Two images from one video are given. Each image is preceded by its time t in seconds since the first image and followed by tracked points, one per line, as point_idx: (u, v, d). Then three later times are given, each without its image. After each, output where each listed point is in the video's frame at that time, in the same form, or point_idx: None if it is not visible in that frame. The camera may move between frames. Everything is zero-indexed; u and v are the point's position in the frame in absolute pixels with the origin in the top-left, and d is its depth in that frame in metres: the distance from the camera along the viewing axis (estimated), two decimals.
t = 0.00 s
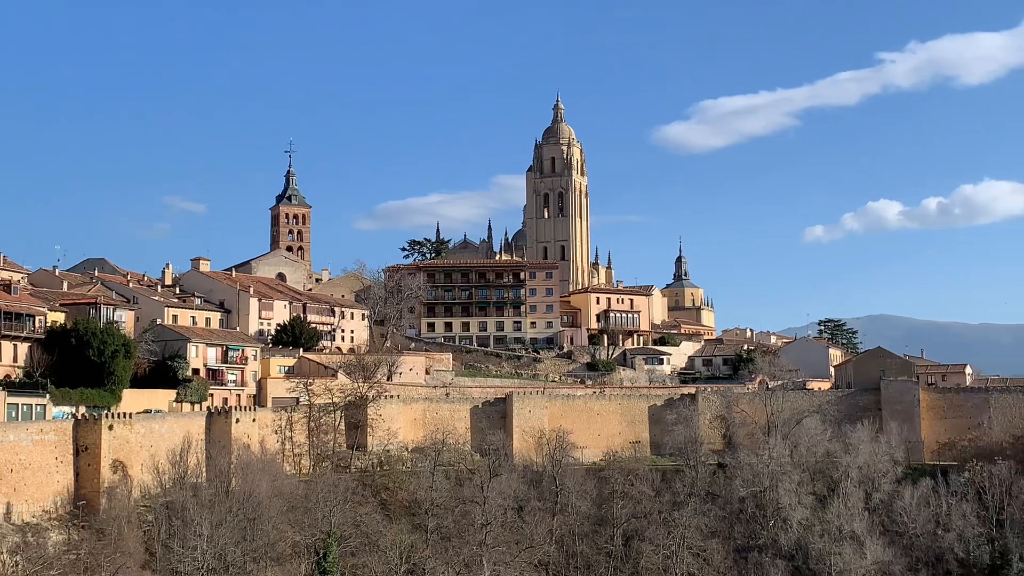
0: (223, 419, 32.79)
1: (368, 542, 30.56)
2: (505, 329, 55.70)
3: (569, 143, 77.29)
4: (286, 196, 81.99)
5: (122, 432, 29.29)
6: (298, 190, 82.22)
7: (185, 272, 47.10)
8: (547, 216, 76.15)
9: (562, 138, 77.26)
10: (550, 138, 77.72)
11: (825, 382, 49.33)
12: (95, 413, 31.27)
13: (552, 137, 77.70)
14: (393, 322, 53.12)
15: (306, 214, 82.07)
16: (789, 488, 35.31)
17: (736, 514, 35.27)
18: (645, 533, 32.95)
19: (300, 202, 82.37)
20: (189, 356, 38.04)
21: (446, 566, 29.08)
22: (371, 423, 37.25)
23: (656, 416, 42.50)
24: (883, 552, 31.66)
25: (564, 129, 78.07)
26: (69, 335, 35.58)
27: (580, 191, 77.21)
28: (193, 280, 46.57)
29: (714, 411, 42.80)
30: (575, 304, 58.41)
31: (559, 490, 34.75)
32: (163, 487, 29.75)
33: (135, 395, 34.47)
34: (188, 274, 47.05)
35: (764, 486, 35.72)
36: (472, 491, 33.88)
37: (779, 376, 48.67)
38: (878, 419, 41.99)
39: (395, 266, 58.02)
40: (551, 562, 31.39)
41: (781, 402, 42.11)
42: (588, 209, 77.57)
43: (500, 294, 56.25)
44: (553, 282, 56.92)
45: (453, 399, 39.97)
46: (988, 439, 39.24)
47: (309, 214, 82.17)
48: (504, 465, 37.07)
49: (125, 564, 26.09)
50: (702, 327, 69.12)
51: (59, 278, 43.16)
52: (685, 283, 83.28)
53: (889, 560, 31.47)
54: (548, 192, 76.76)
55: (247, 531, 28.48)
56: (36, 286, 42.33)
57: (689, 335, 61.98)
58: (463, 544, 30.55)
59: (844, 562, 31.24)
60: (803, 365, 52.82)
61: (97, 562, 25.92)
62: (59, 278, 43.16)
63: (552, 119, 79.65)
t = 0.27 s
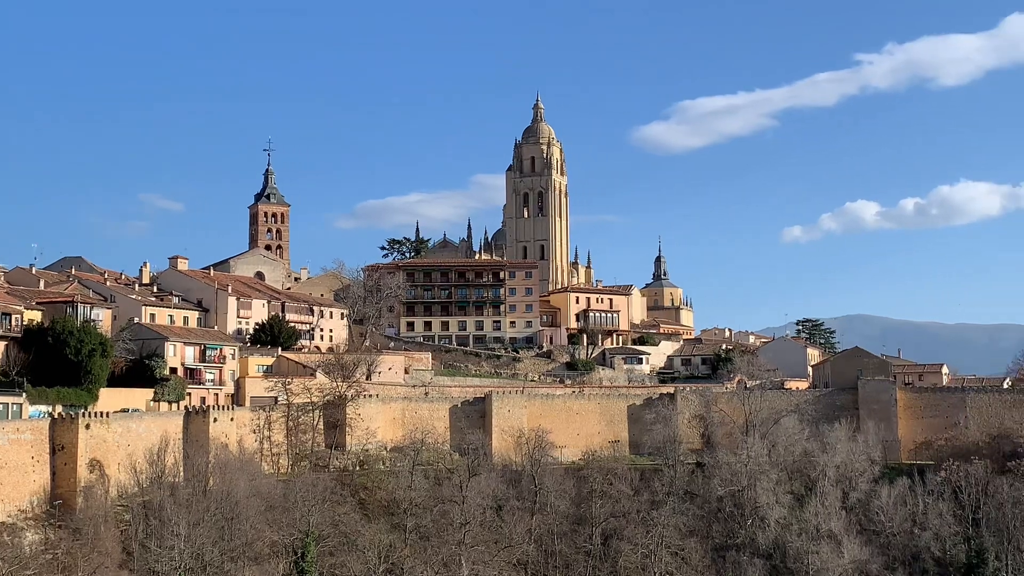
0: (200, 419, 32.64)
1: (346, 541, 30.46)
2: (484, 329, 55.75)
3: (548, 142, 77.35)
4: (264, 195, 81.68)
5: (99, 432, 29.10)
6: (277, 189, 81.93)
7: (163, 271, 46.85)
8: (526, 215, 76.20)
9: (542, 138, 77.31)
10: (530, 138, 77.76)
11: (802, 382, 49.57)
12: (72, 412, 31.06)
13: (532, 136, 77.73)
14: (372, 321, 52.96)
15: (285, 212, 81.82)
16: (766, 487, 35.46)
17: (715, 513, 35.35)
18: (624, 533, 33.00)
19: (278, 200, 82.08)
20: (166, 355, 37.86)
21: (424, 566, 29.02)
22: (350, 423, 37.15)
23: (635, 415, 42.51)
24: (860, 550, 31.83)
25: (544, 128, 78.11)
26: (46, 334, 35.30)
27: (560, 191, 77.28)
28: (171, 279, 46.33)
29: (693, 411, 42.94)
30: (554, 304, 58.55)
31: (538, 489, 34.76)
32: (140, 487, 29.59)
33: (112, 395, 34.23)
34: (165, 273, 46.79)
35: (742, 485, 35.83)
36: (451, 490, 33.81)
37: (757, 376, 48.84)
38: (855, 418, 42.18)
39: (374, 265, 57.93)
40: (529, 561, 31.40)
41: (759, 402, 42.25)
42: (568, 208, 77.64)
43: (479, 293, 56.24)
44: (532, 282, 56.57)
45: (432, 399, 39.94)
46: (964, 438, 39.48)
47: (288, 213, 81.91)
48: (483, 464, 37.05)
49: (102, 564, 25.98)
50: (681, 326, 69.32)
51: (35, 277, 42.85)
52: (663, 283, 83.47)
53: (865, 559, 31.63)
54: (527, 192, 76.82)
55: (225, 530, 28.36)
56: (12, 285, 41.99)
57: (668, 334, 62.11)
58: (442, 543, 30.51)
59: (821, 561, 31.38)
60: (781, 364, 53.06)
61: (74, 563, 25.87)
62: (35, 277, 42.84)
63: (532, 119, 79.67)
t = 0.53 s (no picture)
0: (176, 418, 32.46)
1: (323, 541, 30.33)
2: (462, 329, 55.69)
3: (527, 143, 77.39)
4: (242, 194, 81.32)
5: (74, 431, 28.84)
6: (255, 188, 81.60)
7: (139, 269, 46.53)
8: (505, 215, 76.22)
9: (520, 138, 77.37)
10: (509, 138, 77.81)
11: (779, 383, 49.79)
12: (47, 411, 30.78)
13: (511, 137, 77.77)
14: (351, 320, 52.63)
15: (262, 211, 81.52)
16: (743, 487, 35.57)
17: (691, 513, 35.40)
18: (601, 532, 33.01)
19: (256, 199, 81.74)
20: (142, 355, 37.66)
21: (401, 566, 28.93)
22: (327, 423, 37.05)
23: (612, 415, 42.62)
24: (835, 550, 31.99)
25: (523, 128, 78.16)
26: (20, 333, 34.88)
27: (538, 191, 77.32)
28: (147, 278, 46.04)
29: (670, 411, 43.08)
30: (532, 304, 58.68)
31: (515, 489, 34.74)
32: (115, 486, 29.38)
33: (86, 395, 33.90)
34: (141, 272, 46.47)
35: (719, 485, 35.92)
36: (428, 490, 33.69)
37: (734, 377, 48.99)
38: (832, 418, 42.34)
39: (352, 264, 57.79)
40: (506, 562, 31.38)
41: (736, 402, 42.36)
42: (546, 208, 77.70)
43: (458, 293, 56.21)
44: (511, 282, 56.80)
45: (409, 398, 39.86)
46: (940, 438, 39.72)
47: (265, 212, 81.57)
48: (461, 464, 36.99)
49: (77, 565, 25.89)
50: (659, 327, 69.45)
51: (9, 275, 42.49)
52: (641, 284, 83.60)
53: (841, 559, 31.79)
54: (506, 192, 76.92)
55: (201, 530, 28.21)
56: None
57: (646, 334, 62.21)
58: (419, 543, 30.43)
59: (797, 561, 31.52)
60: (758, 365, 53.27)
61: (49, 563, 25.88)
62: (9, 275, 42.49)
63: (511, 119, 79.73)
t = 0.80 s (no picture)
0: (153, 419, 32.32)
1: (301, 544, 30.20)
2: (441, 331, 55.60)
3: (507, 144, 77.41)
4: (220, 194, 80.97)
5: (50, 432, 28.63)
6: (233, 189, 81.26)
7: (116, 270, 46.20)
8: (484, 217, 76.17)
9: (500, 140, 77.37)
10: (489, 140, 77.78)
11: (757, 386, 49.98)
12: (24, 412, 30.66)
13: (491, 138, 77.75)
14: (329, 322, 52.55)
15: (241, 212, 81.18)
16: (721, 489, 35.65)
17: (670, 515, 35.46)
18: (580, 535, 33.03)
19: (234, 200, 81.41)
20: (120, 356, 37.42)
21: (379, 568, 28.85)
22: (305, 425, 36.85)
23: (591, 417, 42.69)
24: (812, 552, 32.10)
25: (503, 130, 78.15)
26: None
27: (518, 193, 77.33)
28: (125, 279, 45.76)
29: (649, 413, 43.14)
30: (512, 306, 58.70)
31: (494, 491, 34.71)
32: (92, 488, 29.17)
33: (63, 396, 33.75)
34: (118, 273, 46.16)
35: (697, 487, 36.00)
36: (407, 493, 33.60)
37: (713, 379, 49.10)
38: (809, 421, 42.51)
39: (331, 265, 57.65)
40: (485, 564, 31.36)
41: (714, 404, 42.49)
42: (526, 210, 77.71)
43: (437, 295, 56.14)
44: (490, 284, 57.03)
45: (388, 400, 39.75)
46: (916, 441, 39.92)
47: (244, 213, 81.25)
48: (440, 466, 36.94)
49: (53, 566, 25.68)
50: (638, 329, 69.56)
51: None
52: (621, 286, 83.70)
53: (818, 561, 31.92)
54: (486, 194, 76.85)
55: (177, 532, 28.07)
56: None
57: (625, 336, 62.33)
58: (398, 545, 30.35)
59: (774, 563, 31.62)
60: (736, 367, 53.46)
61: (26, 565, 25.52)
62: None
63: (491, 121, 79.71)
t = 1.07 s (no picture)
0: (127, 421, 32.06)
1: (274, 546, 30.04)
2: (417, 333, 55.51)
3: (484, 147, 77.40)
4: (195, 195, 80.58)
5: (21, 434, 28.58)
6: (208, 189, 80.88)
7: (90, 271, 45.86)
8: (461, 219, 76.13)
9: (477, 142, 77.34)
10: (465, 142, 77.73)
11: (732, 390, 50.20)
12: None
13: (468, 140, 77.69)
14: (304, 323, 52.39)
15: (216, 213, 80.79)
16: (695, 491, 35.73)
17: (644, 517, 35.54)
18: (554, 537, 33.04)
19: (209, 201, 81.03)
20: (92, 357, 37.16)
21: (353, 571, 28.74)
22: (279, 426, 36.72)
23: (567, 420, 42.71)
24: (785, 554, 32.24)
25: (479, 132, 78.12)
26: None
27: (494, 195, 77.32)
28: (98, 279, 45.44)
29: (624, 415, 43.20)
30: (488, 307, 58.70)
31: (469, 494, 34.67)
32: (64, 490, 28.96)
33: (35, 397, 33.31)
34: (91, 273, 45.84)
35: (672, 489, 36.09)
36: (382, 495, 33.48)
37: (688, 382, 49.26)
38: (783, 424, 42.68)
39: (306, 266, 57.45)
40: (459, 566, 31.32)
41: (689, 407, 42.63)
42: (501, 213, 77.69)
43: (413, 297, 56.03)
44: (466, 286, 57.03)
45: (364, 402, 39.62)
46: (889, 444, 40.18)
47: (218, 214, 80.88)
48: (414, 468, 36.87)
49: (24, 569, 25.48)
50: (613, 331, 69.62)
51: None
52: (597, 289, 83.78)
53: (791, 563, 32.06)
54: (463, 196, 76.66)
55: (150, 534, 27.98)
56: None
57: (600, 339, 62.42)
58: (372, 548, 30.24)
59: (748, 565, 31.75)
60: (711, 369, 53.63)
61: None
62: None
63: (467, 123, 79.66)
